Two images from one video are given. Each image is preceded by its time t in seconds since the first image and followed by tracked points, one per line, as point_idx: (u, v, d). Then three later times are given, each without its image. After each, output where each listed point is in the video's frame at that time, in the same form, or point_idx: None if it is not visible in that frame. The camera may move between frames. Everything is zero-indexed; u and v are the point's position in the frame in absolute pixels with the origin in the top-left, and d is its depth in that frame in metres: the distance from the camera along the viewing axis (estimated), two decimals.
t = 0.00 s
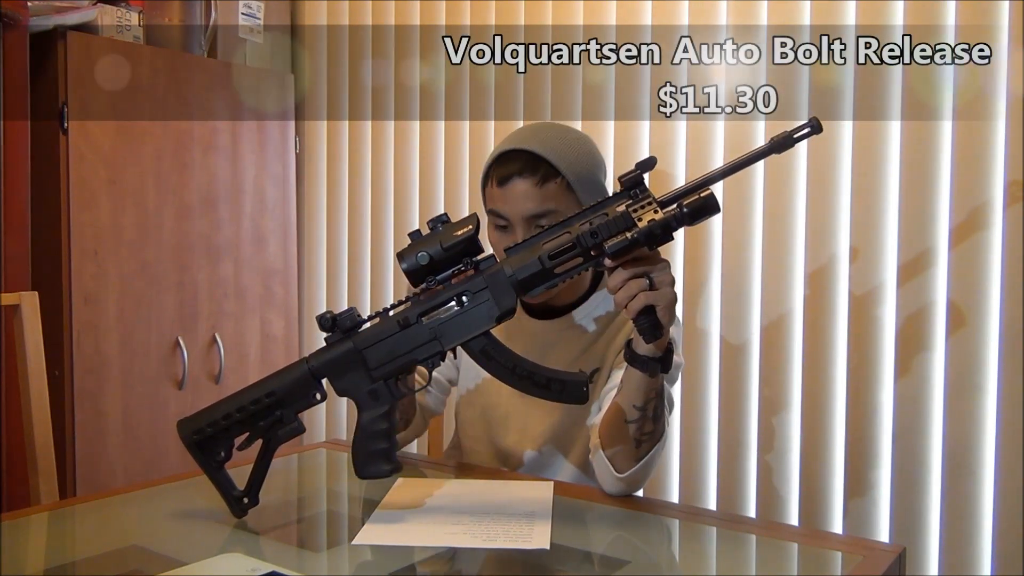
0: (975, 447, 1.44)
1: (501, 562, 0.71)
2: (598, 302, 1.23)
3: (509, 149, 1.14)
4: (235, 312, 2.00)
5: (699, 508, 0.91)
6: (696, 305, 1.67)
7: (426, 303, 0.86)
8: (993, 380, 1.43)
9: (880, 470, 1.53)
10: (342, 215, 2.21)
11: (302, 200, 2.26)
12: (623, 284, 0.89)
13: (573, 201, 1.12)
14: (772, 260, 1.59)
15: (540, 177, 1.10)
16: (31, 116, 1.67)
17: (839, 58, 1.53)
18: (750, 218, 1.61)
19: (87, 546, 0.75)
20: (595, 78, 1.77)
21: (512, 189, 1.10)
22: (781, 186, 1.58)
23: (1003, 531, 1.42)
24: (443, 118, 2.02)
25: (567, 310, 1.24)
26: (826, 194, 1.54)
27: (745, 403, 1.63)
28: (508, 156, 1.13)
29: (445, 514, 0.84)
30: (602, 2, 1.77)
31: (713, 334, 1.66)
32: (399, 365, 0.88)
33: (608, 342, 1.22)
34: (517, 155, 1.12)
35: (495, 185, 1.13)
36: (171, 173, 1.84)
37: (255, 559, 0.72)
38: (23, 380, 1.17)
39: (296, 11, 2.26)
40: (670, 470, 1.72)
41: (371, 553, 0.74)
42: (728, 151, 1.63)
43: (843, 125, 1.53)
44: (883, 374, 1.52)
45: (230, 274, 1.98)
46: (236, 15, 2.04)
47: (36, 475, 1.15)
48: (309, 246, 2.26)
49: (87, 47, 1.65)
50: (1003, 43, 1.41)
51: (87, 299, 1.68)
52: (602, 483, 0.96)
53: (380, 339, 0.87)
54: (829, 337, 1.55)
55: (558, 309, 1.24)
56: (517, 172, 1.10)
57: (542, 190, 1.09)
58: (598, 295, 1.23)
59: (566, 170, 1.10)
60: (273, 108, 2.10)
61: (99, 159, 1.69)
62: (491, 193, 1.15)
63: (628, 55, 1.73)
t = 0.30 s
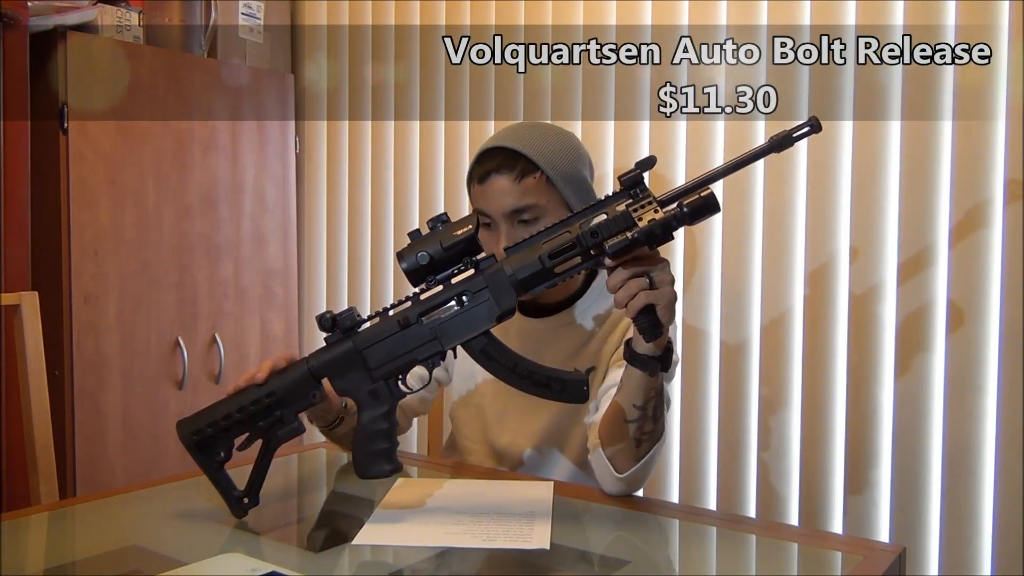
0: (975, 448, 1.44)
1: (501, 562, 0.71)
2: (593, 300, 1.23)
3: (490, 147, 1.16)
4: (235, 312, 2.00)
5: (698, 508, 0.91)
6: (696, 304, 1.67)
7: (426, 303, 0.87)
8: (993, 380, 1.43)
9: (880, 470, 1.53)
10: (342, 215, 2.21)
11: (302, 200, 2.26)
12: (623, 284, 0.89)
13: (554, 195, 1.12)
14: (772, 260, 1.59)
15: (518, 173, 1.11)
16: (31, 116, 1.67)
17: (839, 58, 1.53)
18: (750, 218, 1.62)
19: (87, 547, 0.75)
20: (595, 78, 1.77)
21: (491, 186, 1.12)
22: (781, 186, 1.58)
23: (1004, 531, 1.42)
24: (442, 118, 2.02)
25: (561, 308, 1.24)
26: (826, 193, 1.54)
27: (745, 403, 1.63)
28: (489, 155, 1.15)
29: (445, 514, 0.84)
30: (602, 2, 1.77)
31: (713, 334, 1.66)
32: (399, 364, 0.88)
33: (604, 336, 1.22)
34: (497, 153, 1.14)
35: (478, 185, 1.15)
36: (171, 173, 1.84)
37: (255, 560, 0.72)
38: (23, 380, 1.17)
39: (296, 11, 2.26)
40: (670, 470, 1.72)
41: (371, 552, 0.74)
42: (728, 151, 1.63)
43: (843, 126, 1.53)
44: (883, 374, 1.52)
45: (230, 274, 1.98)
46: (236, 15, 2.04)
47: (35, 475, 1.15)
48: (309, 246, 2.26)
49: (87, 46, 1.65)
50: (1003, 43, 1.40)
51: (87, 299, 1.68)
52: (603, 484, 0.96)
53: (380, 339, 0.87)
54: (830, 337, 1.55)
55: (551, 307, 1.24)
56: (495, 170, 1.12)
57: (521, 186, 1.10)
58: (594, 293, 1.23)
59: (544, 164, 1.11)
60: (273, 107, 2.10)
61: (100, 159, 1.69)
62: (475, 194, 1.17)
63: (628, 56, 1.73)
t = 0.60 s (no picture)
0: (975, 448, 1.44)
1: (501, 562, 0.71)
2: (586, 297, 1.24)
3: (473, 151, 1.16)
4: (235, 312, 2.00)
5: (698, 508, 0.91)
6: (696, 304, 1.67)
7: (424, 300, 0.86)
8: (993, 380, 1.43)
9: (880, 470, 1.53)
10: (342, 215, 2.21)
11: (302, 200, 2.26)
12: (619, 278, 0.89)
13: (537, 195, 1.11)
14: (772, 259, 1.59)
15: (500, 174, 1.11)
16: (31, 116, 1.67)
17: (839, 58, 1.53)
18: (749, 217, 1.61)
19: (87, 547, 0.75)
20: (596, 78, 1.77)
21: (474, 190, 1.12)
22: (781, 186, 1.58)
23: (1004, 531, 1.42)
24: (443, 118, 2.02)
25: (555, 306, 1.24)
26: (826, 193, 1.54)
27: (745, 402, 1.63)
28: (473, 158, 1.15)
29: (445, 514, 0.84)
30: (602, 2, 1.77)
31: (713, 334, 1.66)
32: (397, 361, 0.88)
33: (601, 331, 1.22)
34: (479, 157, 1.14)
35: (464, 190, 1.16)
36: (171, 173, 1.84)
37: (255, 559, 0.72)
38: (24, 380, 1.17)
39: (296, 11, 2.26)
40: (670, 469, 1.72)
41: (371, 552, 0.74)
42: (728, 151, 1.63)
43: (843, 125, 1.53)
44: (883, 374, 1.52)
45: (230, 274, 1.98)
46: (236, 15, 2.04)
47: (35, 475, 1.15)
48: (309, 246, 2.26)
49: (87, 46, 1.66)
50: (1003, 43, 1.40)
51: (87, 299, 1.68)
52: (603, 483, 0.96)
53: (379, 336, 0.87)
54: (829, 337, 1.55)
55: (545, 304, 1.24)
56: (478, 173, 1.13)
57: (502, 188, 1.10)
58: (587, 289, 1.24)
59: (525, 165, 1.11)
60: (273, 107, 2.10)
61: (99, 159, 1.69)
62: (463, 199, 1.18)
63: (628, 55, 1.73)
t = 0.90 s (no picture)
0: (975, 448, 1.44)
1: (501, 562, 0.71)
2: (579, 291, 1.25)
3: (463, 147, 1.17)
4: (235, 312, 2.00)
5: (697, 508, 0.91)
6: (696, 303, 1.67)
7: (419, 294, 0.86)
8: (993, 380, 1.43)
9: (880, 470, 1.53)
10: (343, 215, 2.21)
11: (302, 200, 2.26)
12: (611, 268, 0.88)
13: (525, 189, 1.12)
14: (772, 259, 1.59)
15: (488, 169, 1.12)
16: (31, 116, 1.67)
17: (839, 58, 1.53)
18: (749, 217, 1.61)
19: (87, 547, 0.75)
20: (596, 78, 1.77)
21: (462, 185, 1.13)
22: (781, 186, 1.58)
23: (1004, 531, 1.42)
24: (443, 118, 2.02)
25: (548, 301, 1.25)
26: (825, 193, 1.54)
27: (745, 402, 1.64)
28: (461, 154, 1.16)
29: (445, 513, 0.84)
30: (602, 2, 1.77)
31: (713, 334, 1.66)
32: (393, 354, 0.88)
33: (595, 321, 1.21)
34: (467, 153, 1.15)
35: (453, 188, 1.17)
36: (172, 173, 1.84)
37: (255, 559, 0.72)
38: (23, 380, 1.17)
39: (296, 11, 2.26)
40: (670, 469, 1.72)
41: (371, 552, 0.74)
42: (728, 150, 1.63)
43: (843, 125, 1.53)
44: (883, 373, 1.52)
45: (230, 274, 1.98)
46: (236, 15, 2.05)
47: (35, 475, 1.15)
48: (309, 246, 2.26)
49: (87, 47, 1.66)
50: (1003, 43, 1.40)
51: (87, 299, 1.68)
52: (617, 480, 1.03)
53: (375, 332, 0.87)
54: (830, 336, 1.55)
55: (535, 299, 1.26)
56: (466, 169, 1.13)
57: (490, 183, 1.11)
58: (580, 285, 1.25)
59: (512, 159, 1.11)
60: (273, 107, 2.10)
61: (99, 158, 1.69)
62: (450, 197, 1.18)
63: (628, 55, 1.73)
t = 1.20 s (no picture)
0: (975, 448, 1.44)
1: (501, 562, 0.71)
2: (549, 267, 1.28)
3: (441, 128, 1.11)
4: (235, 312, 2.00)
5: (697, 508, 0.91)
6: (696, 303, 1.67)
7: (404, 244, 0.86)
8: (993, 379, 1.43)
9: (880, 470, 1.53)
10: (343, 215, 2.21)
11: (302, 199, 2.26)
12: (569, 146, 0.89)
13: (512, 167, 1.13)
14: (772, 259, 1.59)
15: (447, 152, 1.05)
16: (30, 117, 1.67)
17: (839, 58, 1.53)
18: (749, 217, 1.61)
19: (87, 547, 0.75)
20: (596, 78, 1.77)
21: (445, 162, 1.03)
22: (781, 187, 1.58)
23: (1003, 531, 1.42)
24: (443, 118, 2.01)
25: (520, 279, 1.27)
26: (825, 193, 1.54)
27: (745, 401, 1.64)
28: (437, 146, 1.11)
29: (445, 513, 0.84)
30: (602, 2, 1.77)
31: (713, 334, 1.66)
32: (404, 307, 0.87)
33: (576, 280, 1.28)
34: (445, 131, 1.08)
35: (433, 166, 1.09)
36: (171, 173, 1.84)
37: (255, 559, 0.72)
38: (24, 379, 1.17)
39: (296, 11, 2.26)
40: (670, 468, 1.72)
41: (372, 552, 0.74)
42: (728, 150, 1.63)
43: (843, 125, 1.53)
44: (883, 374, 1.52)
45: (230, 274, 1.98)
46: (236, 15, 2.05)
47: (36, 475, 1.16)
48: (309, 246, 2.26)
49: (87, 47, 1.66)
50: (1003, 42, 1.40)
51: (87, 299, 1.68)
52: (694, 332, 1.08)
53: (378, 294, 0.87)
54: (829, 336, 1.55)
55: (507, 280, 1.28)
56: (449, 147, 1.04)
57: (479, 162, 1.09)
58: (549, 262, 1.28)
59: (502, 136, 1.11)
60: (273, 108, 2.10)
61: (99, 158, 1.69)
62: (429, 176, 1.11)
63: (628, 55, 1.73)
